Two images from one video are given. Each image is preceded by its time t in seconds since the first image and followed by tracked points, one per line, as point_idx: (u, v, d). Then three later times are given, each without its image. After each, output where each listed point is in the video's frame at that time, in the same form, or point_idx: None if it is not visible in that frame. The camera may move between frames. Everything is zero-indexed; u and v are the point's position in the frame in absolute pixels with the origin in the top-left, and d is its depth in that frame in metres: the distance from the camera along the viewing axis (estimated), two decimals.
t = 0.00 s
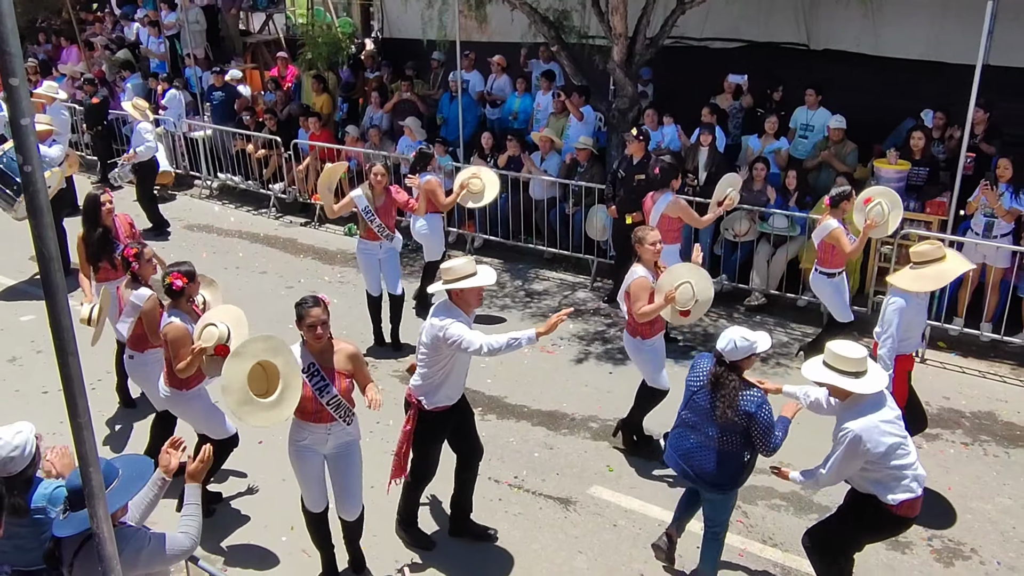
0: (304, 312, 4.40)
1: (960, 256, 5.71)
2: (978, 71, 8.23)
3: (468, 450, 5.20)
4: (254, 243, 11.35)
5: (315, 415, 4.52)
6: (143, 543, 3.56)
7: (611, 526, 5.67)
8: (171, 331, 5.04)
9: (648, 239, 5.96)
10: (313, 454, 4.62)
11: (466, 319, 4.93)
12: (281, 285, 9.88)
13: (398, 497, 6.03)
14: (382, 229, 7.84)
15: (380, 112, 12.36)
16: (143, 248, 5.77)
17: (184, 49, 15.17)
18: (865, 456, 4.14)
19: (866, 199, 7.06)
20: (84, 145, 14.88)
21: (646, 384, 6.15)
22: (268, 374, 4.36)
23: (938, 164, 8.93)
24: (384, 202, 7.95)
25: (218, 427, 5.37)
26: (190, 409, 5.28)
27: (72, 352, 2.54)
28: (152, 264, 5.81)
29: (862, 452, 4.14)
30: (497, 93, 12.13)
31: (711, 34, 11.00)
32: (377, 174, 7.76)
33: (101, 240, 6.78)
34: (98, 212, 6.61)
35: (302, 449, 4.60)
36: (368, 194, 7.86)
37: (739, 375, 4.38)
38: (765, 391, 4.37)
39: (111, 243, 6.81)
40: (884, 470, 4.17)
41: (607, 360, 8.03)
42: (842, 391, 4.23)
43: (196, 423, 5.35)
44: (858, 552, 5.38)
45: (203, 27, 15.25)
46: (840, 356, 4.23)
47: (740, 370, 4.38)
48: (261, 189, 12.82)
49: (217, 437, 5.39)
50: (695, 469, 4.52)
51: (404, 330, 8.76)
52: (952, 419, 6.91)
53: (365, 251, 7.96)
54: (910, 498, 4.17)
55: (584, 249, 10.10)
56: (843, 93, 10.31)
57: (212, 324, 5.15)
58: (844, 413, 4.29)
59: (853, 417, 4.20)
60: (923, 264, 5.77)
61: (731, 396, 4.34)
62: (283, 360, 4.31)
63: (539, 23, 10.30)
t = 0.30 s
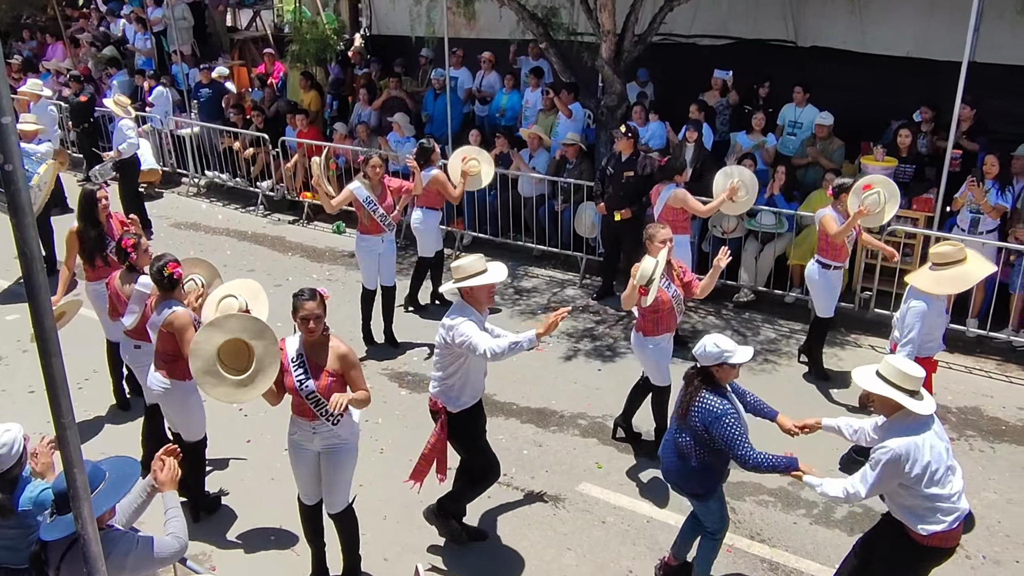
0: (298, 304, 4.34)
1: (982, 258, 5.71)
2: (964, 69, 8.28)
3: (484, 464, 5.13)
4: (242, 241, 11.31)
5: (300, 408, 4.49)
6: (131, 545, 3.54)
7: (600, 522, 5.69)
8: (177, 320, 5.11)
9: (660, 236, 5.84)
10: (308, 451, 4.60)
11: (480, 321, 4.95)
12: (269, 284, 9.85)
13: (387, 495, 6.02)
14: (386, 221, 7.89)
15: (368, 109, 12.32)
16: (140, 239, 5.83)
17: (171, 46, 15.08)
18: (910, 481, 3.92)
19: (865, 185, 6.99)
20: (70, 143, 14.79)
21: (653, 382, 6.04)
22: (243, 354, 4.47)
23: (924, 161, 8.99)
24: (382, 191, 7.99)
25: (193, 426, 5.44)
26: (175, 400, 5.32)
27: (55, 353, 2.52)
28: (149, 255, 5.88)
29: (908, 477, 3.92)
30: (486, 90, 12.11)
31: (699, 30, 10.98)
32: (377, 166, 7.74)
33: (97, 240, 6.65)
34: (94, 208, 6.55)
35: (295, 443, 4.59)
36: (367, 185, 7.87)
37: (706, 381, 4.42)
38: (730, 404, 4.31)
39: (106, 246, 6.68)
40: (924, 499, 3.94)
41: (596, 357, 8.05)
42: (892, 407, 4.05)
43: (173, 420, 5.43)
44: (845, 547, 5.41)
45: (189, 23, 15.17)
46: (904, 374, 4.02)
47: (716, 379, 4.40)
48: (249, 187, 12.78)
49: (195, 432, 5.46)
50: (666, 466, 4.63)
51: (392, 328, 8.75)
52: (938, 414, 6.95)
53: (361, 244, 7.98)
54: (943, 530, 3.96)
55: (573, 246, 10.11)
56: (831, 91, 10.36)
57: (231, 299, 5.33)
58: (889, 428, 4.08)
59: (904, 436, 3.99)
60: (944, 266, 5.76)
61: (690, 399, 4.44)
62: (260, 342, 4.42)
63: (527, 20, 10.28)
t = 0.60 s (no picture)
0: (296, 309, 4.32)
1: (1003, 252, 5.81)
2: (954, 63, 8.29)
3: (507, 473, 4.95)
4: (233, 237, 11.26)
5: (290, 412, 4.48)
6: (120, 541, 3.52)
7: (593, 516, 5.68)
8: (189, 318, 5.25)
9: (668, 232, 5.62)
10: (301, 454, 4.57)
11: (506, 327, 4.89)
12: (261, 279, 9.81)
13: (379, 491, 6.01)
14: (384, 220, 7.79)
15: (359, 105, 12.27)
16: (139, 233, 5.95)
17: (161, 42, 15.00)
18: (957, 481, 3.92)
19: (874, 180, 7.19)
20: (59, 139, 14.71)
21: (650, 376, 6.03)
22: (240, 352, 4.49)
23: (914, 155, 9.02)
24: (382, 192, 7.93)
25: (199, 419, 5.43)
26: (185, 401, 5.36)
27: (40, 345, 2.49)
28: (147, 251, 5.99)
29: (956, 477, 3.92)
30: (477, 84, 12.08)
31: (690, 25, 10.96)
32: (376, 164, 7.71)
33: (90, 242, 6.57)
34: (88, 212, 6.45)
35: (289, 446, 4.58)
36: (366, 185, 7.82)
37: (700, 382, 4.43)
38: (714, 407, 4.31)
39: (98, 248, 6.60)
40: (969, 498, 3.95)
41: (588, 352, 8.05)
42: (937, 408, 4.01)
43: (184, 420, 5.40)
44: (838, 539, 5.42)
45: (179, 19, 15.10)
46: (950, 378, 4.00)
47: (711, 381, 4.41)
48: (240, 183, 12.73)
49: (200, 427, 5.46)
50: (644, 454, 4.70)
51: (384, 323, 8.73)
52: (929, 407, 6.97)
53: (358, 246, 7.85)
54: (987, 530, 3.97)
55: (565, 241, 10.10)
56: (822, 86, 10.38)
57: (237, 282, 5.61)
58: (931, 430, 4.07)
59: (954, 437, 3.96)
60: (966, 261, 5.84)
61: (677, 393, 4.49)
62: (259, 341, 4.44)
63: (518, 14, 10.26)
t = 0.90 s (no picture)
0: (284, 310, 4.32)
1: None
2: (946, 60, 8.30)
3: (512, 474, 4.91)
4: (226, 236, 11.23)
5: (278, 416, 4.43)
6: (112, 544, 3.51)
7: (587, 513, 5.69)
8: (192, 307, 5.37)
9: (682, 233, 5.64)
10: (281, 455, 4.52)
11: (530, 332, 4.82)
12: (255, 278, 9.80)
13: (374, 489, 6.01)
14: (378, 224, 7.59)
15: (351, 102, 12.23)
16: (136, 230, 5.93)
17: (152, 40, 14.95)
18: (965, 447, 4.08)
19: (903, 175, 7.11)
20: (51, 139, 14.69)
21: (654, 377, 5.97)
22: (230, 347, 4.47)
23: (906, 151, 9.05)
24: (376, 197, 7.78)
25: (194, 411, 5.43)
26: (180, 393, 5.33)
27: (29, 350, 2.47)
28: (146, 246, 5.97)
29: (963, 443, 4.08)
30: (470, 82, 12.05)
31: (683, 21, 10.92)
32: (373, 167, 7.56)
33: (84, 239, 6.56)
34: (79, 205, 6.42)
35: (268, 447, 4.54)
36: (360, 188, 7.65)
37: (725, 379, 4.32)
38: (737, 405, 4.21)
39: (92, 241, 6.57)
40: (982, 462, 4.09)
41: (583, 348, 8.06)
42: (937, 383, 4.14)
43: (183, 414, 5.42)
44: (831, 534, 5.44)
45: (170, 17, 15.05)
46: (952, 351, 4.16)
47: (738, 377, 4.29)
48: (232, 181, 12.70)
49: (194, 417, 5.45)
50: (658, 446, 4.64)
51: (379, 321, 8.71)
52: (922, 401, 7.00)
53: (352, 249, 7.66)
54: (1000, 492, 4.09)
55: (559, 238, 10.10)
56: (814, 82, 10.41)
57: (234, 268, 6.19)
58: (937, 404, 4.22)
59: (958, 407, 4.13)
60: (989, 262, 5.76)
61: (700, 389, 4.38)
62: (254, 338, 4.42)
63: (510, 11, 10.25)
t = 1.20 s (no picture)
0: (278, 314, 4.32)
1: None
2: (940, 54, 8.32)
3: (520, 461, 4.99)
4: (221, 233, 11.20)
5: (283, 421, 4.37)
6: (104, 539, 3.49)
7: (583, 508, 5.69)
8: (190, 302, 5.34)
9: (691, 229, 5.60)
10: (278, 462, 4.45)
11: (545, 335, 4.79)
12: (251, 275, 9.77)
13: (370, 485, 6.00)
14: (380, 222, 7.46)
15: (345, 98, 12.21)
16: (137, 222, 5.91)
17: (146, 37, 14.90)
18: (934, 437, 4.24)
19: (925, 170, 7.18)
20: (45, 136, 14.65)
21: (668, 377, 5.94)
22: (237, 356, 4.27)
23: (901, 145, 9.06)
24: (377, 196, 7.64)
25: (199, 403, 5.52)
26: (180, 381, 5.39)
27: (21, 342, 2.46)
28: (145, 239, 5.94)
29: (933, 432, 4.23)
30: (465, 77, 12.03)
31: (678, 16, 10.94)
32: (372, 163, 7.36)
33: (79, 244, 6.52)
34: (75, 212, 6.37)
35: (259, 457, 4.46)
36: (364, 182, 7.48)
37: (770, 407, 4.14)
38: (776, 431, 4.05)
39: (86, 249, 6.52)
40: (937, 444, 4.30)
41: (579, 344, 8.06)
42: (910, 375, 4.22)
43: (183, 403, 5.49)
44: (826, 528, 5.44)
45: (163, 14, 15.00)
46: (920, 339, 4.25)
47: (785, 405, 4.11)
48: (227, 178, 12.67)
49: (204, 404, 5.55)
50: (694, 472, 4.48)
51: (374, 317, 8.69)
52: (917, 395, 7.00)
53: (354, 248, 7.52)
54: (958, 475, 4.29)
55: (554, 234, 10.10)
56: (808, 76, 10.40)
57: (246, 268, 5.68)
58: (908, 393, 4.30)
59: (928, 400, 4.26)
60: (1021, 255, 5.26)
61: (740, 417, 4.21)
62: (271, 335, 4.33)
63: (505, 6, 10.24)
